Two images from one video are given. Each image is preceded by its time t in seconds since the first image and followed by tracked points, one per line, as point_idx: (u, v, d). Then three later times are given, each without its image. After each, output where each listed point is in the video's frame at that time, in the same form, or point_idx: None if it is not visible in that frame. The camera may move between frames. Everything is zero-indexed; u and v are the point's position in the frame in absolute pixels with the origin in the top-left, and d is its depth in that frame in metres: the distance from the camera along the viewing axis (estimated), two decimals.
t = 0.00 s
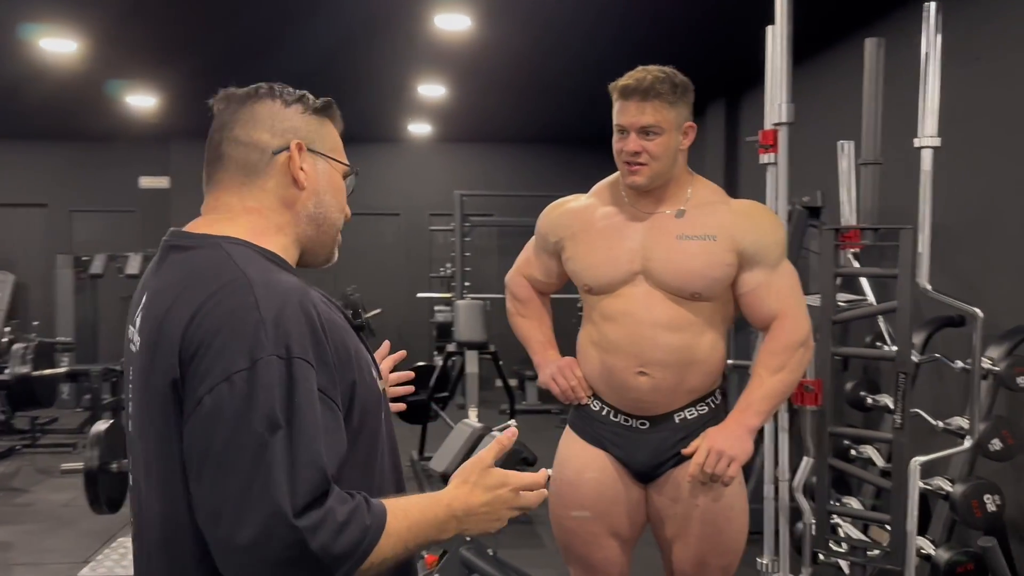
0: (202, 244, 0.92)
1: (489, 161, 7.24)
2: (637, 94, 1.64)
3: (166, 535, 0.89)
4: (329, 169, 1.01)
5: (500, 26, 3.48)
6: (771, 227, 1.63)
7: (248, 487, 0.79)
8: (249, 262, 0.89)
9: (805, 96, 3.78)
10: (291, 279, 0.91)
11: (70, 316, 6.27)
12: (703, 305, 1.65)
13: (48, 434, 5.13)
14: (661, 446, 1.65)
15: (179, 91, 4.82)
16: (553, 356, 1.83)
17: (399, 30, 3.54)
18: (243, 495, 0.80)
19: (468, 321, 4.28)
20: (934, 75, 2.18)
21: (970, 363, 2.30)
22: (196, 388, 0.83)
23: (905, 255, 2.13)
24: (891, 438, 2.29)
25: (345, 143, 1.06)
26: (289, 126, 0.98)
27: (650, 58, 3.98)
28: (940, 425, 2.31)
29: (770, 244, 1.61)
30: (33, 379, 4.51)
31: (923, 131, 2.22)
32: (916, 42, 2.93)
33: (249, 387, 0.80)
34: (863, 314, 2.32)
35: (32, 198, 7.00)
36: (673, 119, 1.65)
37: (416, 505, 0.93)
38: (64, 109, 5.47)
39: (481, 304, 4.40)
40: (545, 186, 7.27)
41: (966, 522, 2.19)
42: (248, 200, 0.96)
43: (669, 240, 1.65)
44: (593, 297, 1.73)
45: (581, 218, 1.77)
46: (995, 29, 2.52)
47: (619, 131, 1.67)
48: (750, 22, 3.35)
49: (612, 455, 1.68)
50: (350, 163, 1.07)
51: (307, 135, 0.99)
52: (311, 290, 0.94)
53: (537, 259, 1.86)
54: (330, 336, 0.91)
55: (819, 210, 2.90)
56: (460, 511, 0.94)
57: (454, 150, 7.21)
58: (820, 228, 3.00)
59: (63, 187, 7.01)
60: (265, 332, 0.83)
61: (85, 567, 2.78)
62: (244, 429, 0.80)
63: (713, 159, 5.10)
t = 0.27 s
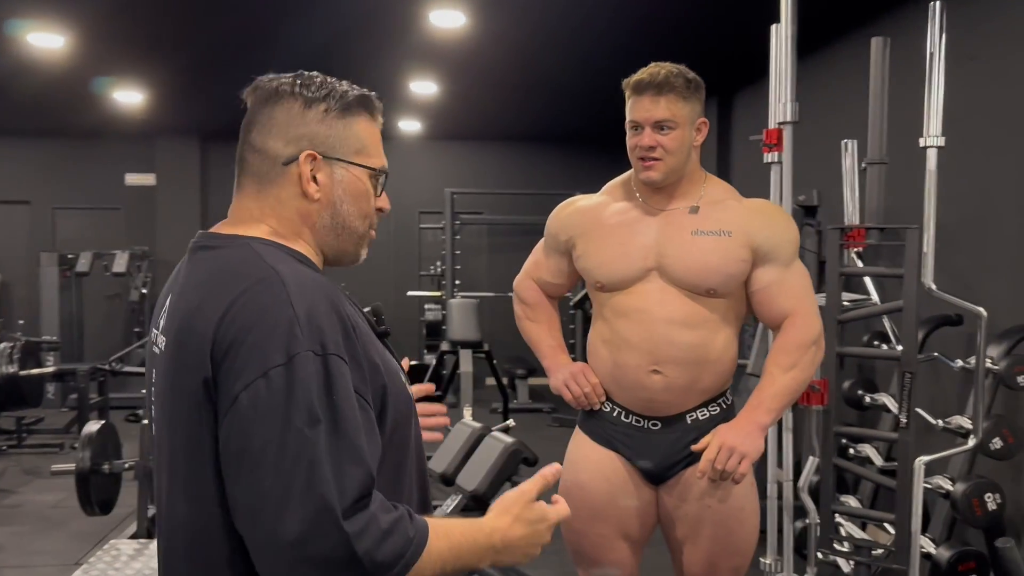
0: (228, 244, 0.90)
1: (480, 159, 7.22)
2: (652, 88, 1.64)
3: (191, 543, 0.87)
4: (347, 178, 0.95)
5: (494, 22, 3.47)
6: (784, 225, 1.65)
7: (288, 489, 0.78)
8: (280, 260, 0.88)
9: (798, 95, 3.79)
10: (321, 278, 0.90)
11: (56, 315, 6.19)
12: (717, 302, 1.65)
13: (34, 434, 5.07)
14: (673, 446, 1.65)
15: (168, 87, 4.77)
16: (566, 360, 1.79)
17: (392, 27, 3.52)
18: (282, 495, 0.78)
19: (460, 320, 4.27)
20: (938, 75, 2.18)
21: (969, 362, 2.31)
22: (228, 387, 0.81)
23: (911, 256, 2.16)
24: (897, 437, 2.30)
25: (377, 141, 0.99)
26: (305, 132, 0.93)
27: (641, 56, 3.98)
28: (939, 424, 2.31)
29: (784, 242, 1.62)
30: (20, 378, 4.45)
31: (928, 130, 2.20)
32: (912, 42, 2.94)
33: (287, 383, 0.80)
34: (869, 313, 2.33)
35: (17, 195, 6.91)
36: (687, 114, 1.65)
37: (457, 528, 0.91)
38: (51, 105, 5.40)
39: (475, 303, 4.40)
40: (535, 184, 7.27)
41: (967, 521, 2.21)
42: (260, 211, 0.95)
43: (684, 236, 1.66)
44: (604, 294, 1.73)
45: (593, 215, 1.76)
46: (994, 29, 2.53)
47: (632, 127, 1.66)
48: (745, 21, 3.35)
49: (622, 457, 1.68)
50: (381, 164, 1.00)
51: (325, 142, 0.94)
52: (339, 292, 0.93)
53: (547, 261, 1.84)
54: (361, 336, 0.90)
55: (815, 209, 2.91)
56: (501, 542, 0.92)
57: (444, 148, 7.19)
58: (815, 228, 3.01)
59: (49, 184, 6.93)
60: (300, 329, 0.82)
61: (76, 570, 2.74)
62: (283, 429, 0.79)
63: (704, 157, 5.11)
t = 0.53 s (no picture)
0: (240, 242, 0.89)
1: (470, 157, 7.22)
2: (671, 82, 1.64)
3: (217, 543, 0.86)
4: (351, 186, 0.92)
5: (486, 20, 3.47)
6: (794, 222, 1.66)
7: (327, 483, 0.78)
8: (292, 256, 0.87)
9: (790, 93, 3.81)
10: (337, 273, 0.90)
11: (41, 312, 6.11)
12: (727, 298, 1.66)
13: (19, 433, 5.01)
14: (682, 444, 1.65)
15: (156, 84, 4.73)
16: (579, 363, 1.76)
17: (384, 23, 3.51)
18: (320, 489, 0.78)
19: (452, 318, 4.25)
20: (937, 74, 2.19)
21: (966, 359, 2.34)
22: (251, 385, 0.81)
23: (911, 253, 2.18)
24: (895, 435, 2.31)
25: (391, 142, 0.94)
26: (306, 138, 0.91)
27: (632, 53, 3.97)
28: (936, 421, 2.33)
29: (795, 239, 1.63)
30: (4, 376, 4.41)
31: (928, 129, 2.21)
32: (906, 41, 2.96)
33: (314, 378, 0.79)
34: (869, 311, 2.34)
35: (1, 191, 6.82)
36: (703, 110, 1.65)
37: (495, 545, 0.91)
38: (36, 101, 5.34)
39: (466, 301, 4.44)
40: (525, 182, 7.26)
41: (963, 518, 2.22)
42: (260, 220, 0.94)
43: (695, 231, 1.66)
44: (613, 289, 1.73)
45: (604, 209, 1.75)
46: (988, 29, 2.55)
47: (647, 121, 1.66)
48: (738, 19, 3.36)
49: (629, 455, 1.68)
50: (395, 166, 0.95)
51: (326, 148, 0.91)
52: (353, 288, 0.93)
53: (555, 256, 1.83)
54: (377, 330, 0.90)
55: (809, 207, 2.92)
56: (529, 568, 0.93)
57: (434, 145, 7.17)
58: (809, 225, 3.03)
59: (33, 180, 6.85)
60: (323, 322, 0.81)
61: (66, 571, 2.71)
62: (316, 422, 0.78)
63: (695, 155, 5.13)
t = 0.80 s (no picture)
0: (226, 255, 0.90)
1: (465, 156, 7.21)
2: (691, 83, 1.63)
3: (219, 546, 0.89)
4: (326, 185, 0.91)
5: (481, 20, 3.47)
6: (807, 222, 1.68)
7: (306, 498, 0.78)
8: (271, 269, 0.87)
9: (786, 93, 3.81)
10: (319, 284, 0.89)
11: (34, 311, 6.08)
12: (741, 298, 1.67)
13: (12, 433, 4.98)
14: (695, 445, 1.66)
15: (150, 82, 4.71)
16: (578, 351, 1.79)
17: (379, 22, 3.51)
18: (303, 507, 0.79)
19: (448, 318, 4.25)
20: (937, 74, 2.19)
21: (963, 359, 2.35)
22: (231, 404, 0.82)
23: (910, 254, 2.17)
24: (895, 435, 2.30)
25: (367, 139, 0.91)
26: (283, 141, 0.91)
27: (626, 53, 3.98)
28: (932, 421, 2.36)
29: (808, 240, 1.64)
30: None
31: (926, 129, 2.22)
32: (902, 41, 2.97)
33: (286, 399, 0.79)
34: (868, 311, 2.34)
35: None
36: (720, 113, 1.65)
37: (499, 501, 0.90)
38: (29, 99, 5.30)
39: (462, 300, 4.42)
40: (521, 181, 7.25)
41: (960, 517, 2.23)
42: (252, 219, 0.96)
43: (712, 229, 1.66)
44: (625, 286, 1.72)
45: (616, 205, 1.74)
46: (984, 30, 2.56)
47: (665, 121, 1.65)
48: (734, 19, 3.37)
49: (641, 457, 1.67)
50: (373, 162, 0.91)
51: (300, 149, 0.90)
52: (340, 294, 0.92)
53: (562, 245, 1.83)
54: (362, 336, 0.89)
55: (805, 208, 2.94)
56: (541, 508, 0.92)
57: (429, 144, 7.16)
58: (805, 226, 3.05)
59: (26, 178, 6.81)
60: (294, 339, 0.81)
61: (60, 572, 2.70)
62: (290, 440, 0.79)
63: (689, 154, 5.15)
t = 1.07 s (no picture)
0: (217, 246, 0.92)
1: (459, 155, 7.20)
2: (717, 83, 1.60)
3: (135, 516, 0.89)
4: (304, 175, 0.90)
5: (476, 18, 3.47)
6: (818, 225, 1.67)
7: (138, 489, 0.73)
8: (217, 262, 0.85)
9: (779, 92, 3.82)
10: (256, 278, 0.85)
11: (23, 310, 6.03)
12: (753, 300, 1.66)
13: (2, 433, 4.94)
14: (702, 447, 1.65)
15: (142, 80, 4.68)
16: (587, 347, 1.76)
17: (373, 20, 3.50)
18: (127, 501, 0.73)
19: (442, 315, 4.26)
20: (933, 72, 2.20)
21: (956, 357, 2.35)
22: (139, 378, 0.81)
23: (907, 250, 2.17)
24: (890, 434, 2.30)
25: (350, 134, 0.91)
26: (271, 132, 0.92)
27: (621, 51, 3.98)
28: (927, 420, 2.36)
29: (821, 244, 1.64)
30: None
31: (922, 126, 2.23)
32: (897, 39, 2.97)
33: (158, 388, 0.75)
34: (865, 309, 2.34)
35: None
36: (744, 114, 1.63)
37: (333, 550, 0.73)
38: (19, 96, 5.26)
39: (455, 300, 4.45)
40: (515, 180, 7.25)
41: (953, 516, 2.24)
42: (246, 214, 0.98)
43: (726, 230, 1.65)
44: (635, 285, 1.70)
45: (628, 203, 1.72)
46: (978, 28, 2.56)
47: (689, 119, 1.62)
48: (729, 16, 3.37)
49: (652, 459, 1.66)
50: (349, 155, 0.90)
51: (284, 140, 0.91)
52: (289, 288, 0.88)
53: (570, 243, 1.79)
54: (286, 337, 0.83)
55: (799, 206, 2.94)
56: None
57: (424, 142, 7.15)
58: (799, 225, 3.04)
59: (16, 176, 6.76)
60: (191, 326, 0.77)
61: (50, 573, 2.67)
62: (145, 425, 0.74)
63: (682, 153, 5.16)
